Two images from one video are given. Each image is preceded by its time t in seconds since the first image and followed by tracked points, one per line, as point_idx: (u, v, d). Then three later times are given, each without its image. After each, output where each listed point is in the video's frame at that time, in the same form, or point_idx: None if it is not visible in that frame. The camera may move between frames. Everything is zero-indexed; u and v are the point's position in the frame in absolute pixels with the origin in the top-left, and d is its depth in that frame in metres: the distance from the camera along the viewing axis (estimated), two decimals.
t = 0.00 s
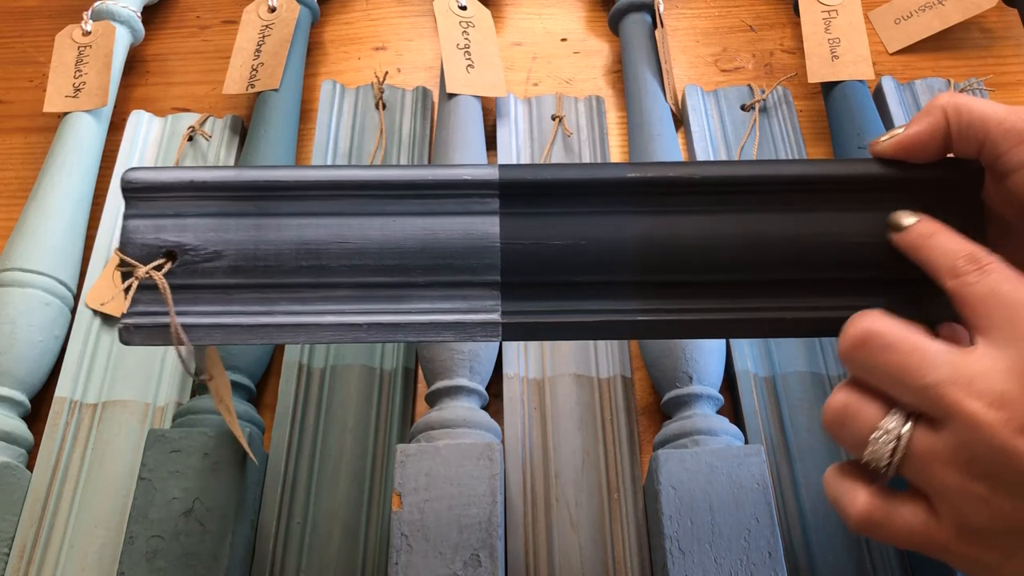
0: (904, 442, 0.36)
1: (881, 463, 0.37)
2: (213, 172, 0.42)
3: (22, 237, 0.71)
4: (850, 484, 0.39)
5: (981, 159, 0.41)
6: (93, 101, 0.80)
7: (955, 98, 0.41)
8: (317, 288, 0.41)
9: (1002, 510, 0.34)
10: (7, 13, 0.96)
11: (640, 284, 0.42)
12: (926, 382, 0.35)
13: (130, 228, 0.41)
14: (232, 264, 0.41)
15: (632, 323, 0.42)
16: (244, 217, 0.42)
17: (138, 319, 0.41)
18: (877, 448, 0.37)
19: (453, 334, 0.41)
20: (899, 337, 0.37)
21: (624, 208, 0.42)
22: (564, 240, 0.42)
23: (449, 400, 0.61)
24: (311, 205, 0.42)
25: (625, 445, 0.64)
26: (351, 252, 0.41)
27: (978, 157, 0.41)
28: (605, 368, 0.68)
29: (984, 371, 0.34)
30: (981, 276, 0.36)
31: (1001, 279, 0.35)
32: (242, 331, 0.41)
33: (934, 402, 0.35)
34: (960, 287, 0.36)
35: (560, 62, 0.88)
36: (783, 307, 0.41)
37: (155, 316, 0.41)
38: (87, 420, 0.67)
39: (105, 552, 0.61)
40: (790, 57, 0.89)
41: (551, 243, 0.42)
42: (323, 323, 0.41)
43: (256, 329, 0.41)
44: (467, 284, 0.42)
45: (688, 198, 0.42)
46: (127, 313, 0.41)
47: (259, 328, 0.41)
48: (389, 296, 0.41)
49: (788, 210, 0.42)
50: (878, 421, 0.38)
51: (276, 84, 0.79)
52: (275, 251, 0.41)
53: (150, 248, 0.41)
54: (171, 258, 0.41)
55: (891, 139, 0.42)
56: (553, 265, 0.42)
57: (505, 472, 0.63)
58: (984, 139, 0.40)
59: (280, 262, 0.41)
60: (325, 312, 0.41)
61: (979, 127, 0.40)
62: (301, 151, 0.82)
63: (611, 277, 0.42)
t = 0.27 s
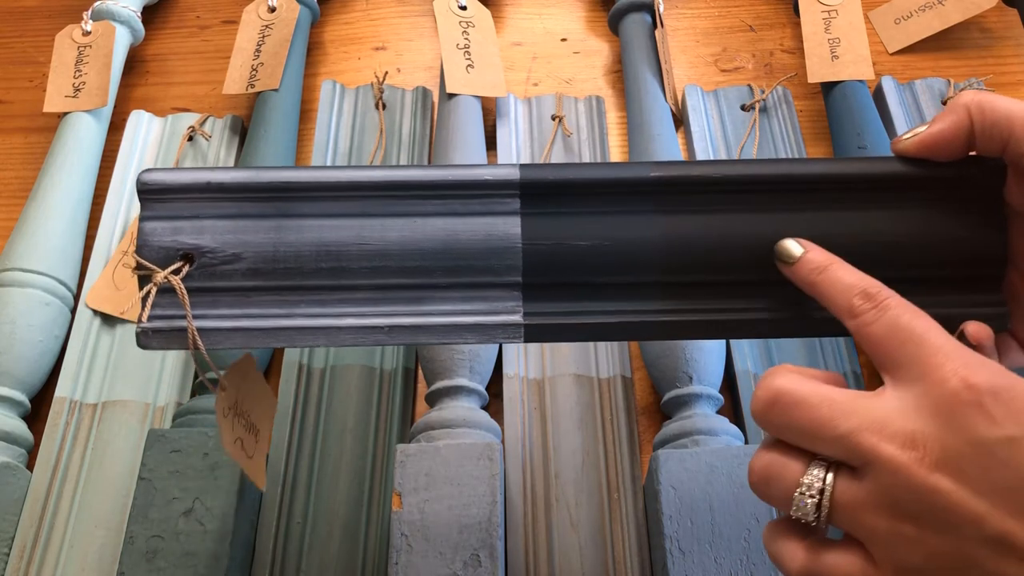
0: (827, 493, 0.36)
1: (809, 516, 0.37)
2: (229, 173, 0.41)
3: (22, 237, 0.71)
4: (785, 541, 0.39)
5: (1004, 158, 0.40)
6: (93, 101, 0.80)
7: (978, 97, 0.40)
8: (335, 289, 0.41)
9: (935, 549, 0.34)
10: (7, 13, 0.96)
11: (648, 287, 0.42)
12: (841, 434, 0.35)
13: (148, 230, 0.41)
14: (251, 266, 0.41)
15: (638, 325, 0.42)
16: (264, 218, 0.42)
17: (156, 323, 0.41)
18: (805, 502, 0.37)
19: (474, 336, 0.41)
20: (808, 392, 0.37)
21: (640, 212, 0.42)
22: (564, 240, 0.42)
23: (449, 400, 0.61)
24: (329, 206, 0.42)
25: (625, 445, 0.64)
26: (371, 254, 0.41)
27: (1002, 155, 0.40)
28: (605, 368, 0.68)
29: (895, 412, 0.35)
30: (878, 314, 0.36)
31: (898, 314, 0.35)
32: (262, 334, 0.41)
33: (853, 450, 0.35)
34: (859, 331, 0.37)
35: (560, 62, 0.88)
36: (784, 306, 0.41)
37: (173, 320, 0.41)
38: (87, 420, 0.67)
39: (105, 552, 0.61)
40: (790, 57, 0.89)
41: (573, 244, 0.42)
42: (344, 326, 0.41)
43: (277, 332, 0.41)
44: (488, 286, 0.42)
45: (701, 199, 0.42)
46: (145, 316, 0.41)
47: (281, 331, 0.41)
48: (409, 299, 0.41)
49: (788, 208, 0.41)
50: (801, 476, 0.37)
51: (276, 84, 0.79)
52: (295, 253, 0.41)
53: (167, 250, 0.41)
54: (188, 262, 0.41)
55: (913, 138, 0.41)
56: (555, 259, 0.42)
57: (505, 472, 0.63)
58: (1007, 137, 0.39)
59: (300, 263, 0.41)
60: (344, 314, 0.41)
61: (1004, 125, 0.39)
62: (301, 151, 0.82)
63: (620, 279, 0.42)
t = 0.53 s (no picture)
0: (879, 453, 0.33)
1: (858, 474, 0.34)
2: (235, 175, 0.41)
3: (22, 237, 0.71)
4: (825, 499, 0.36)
5: (1005, 159, 0.40)
6: (93, 101, 0.80)
7: (980, 97, 0.39)
8: (339, 290, 0.41)
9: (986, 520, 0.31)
10: (7, 13, 0.96)
11: (651, 286, 0.42)
12: (902, 393, 0.33)
13: (153, 232, 0.41)
14: (256, 267, 0.41)
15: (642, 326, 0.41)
16: (269, 220, 0.41)
17: (161, 324, 0.40)
18: (853, 459, 0.34)
19: (478, 336, 0.41)
20: (872, 346, 0.34)
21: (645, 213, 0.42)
22: (565, 239, 0.41)
23: (449, 400, 0.61)
24: (334, 208, 0.41)
25: (625, 445, 0.64)
26: (376, 256, 0.41)
27: (1003, 155, 0.40)
28: (605, 368, 0.68)
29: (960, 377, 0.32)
30: (949, 284, 0.34)
31: (968, 287, 0.33)
32: (266, 336, 0.41)
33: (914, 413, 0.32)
34: (929, 296, 0.34)
35: (560, 62, 0.88)
36: (789, 307, 0.41)
37: (177, 320, 0.41)
38: (87, 420, 0.67)
39: (105, 552, 0.61)
40: (790, 57, 0.89)
41: (577, 244, 0.41)
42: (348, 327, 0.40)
43: (280, 333, 0.40)
44: (491, 286, 0.41)
45: (706, 201, 0.42)
46: (148, 317, 0.40)
47: (282, 332, 0.40)
48: (413, 300, 0.41)
49: (788, 207, 0.41)
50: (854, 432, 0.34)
51: (276, 84, 0.79)
52: (300, 254, 0.41)
53: (173, 252, 0.41)
54: (192, 263, 0.41)
55: (914, 139, 0.41)
56: (555, 258, 0.41)
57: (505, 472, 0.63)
58: (1009, 139, 0.39)
59: (304, 264, 0.41)
60: (348, 316, 0.41)
61: (1006, 127, 0.38)
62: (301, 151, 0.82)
63: (626, 280, 0.41)
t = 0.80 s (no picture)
0: (946, 403, 0.36)
1: (921, 421, 0.36)
2: (240, 157, 0.41)
3: (22, 237, 0.71)
4: (885, 443, 0.38)
5: (1005, 154, 0.40)
6: (93, 101, 0.80)
7: (981, 91, 0.40)
8: (341, 274, 0.41)
9: None
10: (7, 13, 0.96)
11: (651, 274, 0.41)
12: (975, 351, 0.35)
13: (157, 213, 0.41)
14: (259, 248, 0.41)
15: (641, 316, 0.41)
16: (273, 202, 0.41)
17: (166, 304, 0.40)
18: (919, 406, 0.36)
19: (479, 320, 0.41)
20: (953, 303, 0.36)
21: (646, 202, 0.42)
22: (563, 232, 0.41)
23: (449, 400, 0.61)
24: (337, 192, 0.42)
25: (625, 445, 0.64)
26: (378, 239, 0.41)
27: (1004, 151, 0.40)
28: (605, 368, 0.68)
29: None
30: None
31: None
32: (267, 316, 0.41)
33: (984, 370, 0.34)
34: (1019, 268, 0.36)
35: (560, 62, 0.88)
36: (788, 299, 0.41)
37: (180, 301, 0.41)
38: (87, 421, 0.67)
39: (105, 553, 0.61)
40: (790, 57, 0.89)
41: (579, 232, 0.41)
42: (347, 310, 0.41)
43: (283, 314, 0.41)
44: (494, 272, 0.41)
45: (706, 188, 0.42)
46: (152, 296, 0.40)
47: (286, 313, 0.41)
48: (412, 284, 0.41)
49: (785, 207, 0.42)
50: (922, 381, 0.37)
51: (276, 84, 0.79)
52: (302, 236, 0.41)
53: (176, 232, 0.41)
54: (195, 243, 0.41)
55: (916, 132, 0.41)
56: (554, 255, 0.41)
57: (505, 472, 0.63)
58: (1010, 134, 0.39)
59: (306, 246, 0.41)
60: (350, 298, 0.41)
61: (1007, 121, 0.39)
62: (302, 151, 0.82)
63: (627, 269, 0.41)
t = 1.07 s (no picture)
0: (903, 430, 0.36)
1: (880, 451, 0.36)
2: (262, 166, 0.42)
3: (23, 237, 0.71)
4: (848, 476, 0.38)
5: None
6: (93, 101, 0.80)
7: (1001, 98, 0.40)
8: (362, 283, 0.41)
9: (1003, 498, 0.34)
10: (7, 13, 0.96)
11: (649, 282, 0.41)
12: (926, 374, 0.35)
13: (178, 221, 0.41)
14: (281, 257, 0.41)
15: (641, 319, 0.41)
16: (293, 211, 0.42)
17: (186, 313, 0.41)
18: (877, 437, 0.36)
19: (500, 329, 0.41)
20: (902, 329, 0.36)
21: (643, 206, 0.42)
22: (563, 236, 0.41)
23: (449, 400, 0.61)
24: (357, 200, 0.42)
25: (625, 445, 0.64)
26: (399, 248, 0.41)
27: None
28: (605, 368, 0.68)
29: (988, 361, 0.34)
30: (984, 271, 0.36)
31: (1002, 276, 0.35)
32: (289, 325, 0.41)
33: (936, 392, 0.35)
34: (964, 284, 0.36)
35: (560, 62, 0.88)
36: (789, 302, 0.41)
37: (202, 310, 0.41)
38: (87, 421, 0.67)
39: (105, 552, 0.61)
40: (790, 57, 0.89)
41: (598, 239, 0.41)
42: (370, 319, 0.41)
43: (303, 323, 0.41)
44: (514, 280, 0.41)
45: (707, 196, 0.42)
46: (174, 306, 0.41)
47: (307, 322, 0.41)
48: (434, 293, 0.41)
49: (784, 207, 0.42)
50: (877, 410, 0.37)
51: (276, 84, 0.79)
52: (323, 245, 0.41)
53: (197, 242, 0.41)
54: (217, 253, 0.41)
55: (936, 138, 0.41)
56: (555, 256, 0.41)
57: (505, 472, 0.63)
58: None
59: (327, 255, 0.41)
60: (370, 307, 0.41)
61: None
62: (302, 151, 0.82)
63: (627, 273, 0.41)
